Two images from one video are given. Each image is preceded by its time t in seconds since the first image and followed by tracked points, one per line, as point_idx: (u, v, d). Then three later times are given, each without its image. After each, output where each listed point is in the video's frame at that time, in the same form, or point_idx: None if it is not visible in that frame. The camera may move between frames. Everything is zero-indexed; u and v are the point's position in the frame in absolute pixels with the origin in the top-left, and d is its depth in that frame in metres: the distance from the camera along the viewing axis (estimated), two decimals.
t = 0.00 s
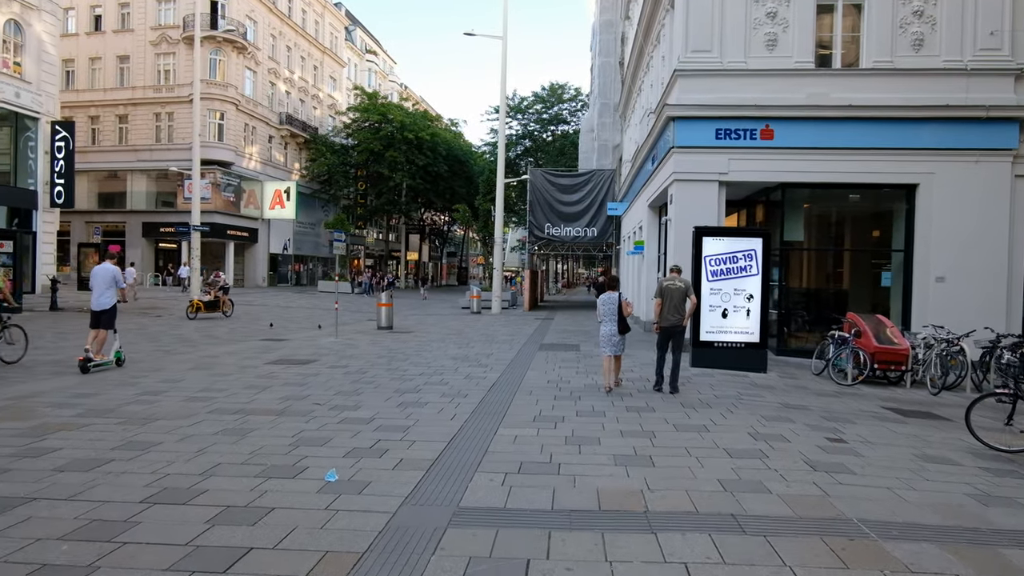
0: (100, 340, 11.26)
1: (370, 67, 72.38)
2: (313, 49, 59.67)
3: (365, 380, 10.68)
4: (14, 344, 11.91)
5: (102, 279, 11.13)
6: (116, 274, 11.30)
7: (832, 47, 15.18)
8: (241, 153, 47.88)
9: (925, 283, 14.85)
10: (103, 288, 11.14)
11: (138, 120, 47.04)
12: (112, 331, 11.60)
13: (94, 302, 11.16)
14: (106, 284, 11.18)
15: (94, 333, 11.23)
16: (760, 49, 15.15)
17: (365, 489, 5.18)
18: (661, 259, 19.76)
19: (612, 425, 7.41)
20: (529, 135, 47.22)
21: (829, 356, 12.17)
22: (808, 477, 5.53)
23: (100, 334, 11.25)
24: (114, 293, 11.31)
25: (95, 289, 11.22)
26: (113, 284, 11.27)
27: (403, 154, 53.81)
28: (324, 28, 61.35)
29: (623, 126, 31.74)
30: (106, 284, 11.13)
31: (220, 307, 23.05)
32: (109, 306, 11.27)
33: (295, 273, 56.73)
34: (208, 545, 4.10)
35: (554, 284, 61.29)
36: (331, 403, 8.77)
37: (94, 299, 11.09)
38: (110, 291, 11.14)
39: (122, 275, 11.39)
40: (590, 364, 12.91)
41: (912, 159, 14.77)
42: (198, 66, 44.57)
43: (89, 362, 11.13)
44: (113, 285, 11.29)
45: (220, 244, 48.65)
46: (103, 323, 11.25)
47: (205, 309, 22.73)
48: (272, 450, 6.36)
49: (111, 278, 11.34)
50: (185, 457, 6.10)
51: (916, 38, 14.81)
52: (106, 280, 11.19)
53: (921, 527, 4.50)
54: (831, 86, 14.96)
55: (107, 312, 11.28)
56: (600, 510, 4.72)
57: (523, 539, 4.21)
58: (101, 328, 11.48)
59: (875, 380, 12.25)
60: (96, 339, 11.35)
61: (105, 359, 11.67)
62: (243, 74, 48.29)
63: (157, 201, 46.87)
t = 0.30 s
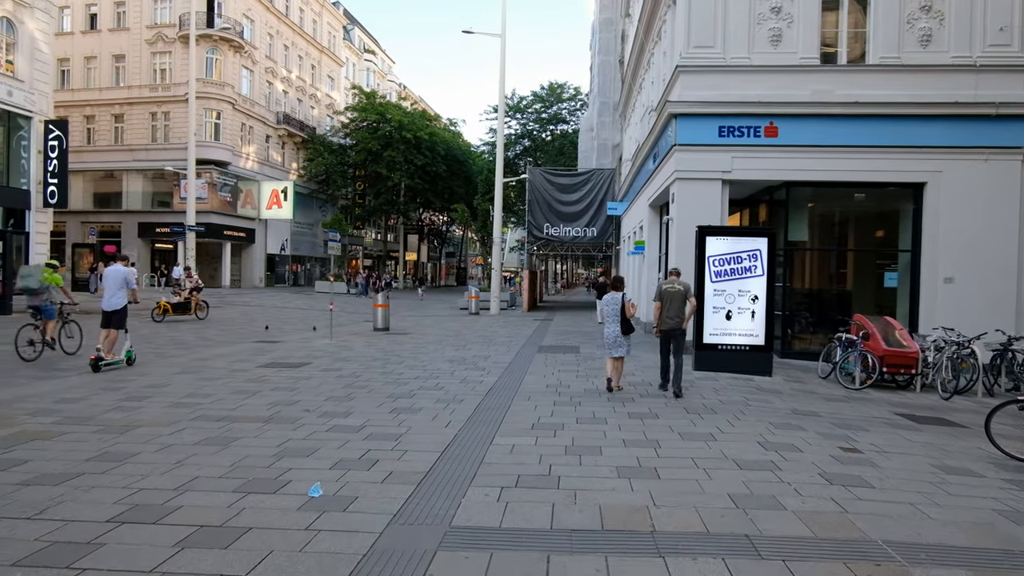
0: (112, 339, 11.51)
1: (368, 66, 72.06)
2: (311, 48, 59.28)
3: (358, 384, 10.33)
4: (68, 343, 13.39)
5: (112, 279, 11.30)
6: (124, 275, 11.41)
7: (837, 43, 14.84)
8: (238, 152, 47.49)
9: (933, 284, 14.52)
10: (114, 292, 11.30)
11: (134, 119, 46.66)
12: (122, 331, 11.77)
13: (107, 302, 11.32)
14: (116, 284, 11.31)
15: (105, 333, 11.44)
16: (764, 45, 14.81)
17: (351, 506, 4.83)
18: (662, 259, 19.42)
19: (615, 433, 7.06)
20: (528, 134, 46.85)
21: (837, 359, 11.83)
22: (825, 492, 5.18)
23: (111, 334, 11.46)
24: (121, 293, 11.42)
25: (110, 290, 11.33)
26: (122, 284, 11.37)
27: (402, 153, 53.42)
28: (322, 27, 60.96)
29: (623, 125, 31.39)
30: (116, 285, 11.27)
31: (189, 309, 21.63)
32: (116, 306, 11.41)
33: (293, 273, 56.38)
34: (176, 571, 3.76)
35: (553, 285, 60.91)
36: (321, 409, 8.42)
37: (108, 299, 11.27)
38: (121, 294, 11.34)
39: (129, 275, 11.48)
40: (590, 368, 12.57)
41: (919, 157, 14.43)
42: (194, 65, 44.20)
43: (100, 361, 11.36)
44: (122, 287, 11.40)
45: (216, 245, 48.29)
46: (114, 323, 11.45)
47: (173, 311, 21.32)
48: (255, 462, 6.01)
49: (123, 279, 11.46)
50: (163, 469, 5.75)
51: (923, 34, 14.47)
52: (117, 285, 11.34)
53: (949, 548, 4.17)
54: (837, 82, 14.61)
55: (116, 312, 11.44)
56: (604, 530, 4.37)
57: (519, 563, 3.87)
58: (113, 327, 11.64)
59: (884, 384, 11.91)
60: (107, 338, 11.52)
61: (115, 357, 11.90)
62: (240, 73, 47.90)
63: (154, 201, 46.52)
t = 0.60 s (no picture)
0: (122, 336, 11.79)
1: (366, 65, 71.63)
2: (308, 46, 58.85)
3: (349, 387, 9.93)
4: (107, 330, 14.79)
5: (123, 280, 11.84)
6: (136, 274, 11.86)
7: (844, 35, 14.46)
8: (234, 150, 47.05)
9: (942, 282, 14.14)
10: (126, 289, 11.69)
11: (129, 117, 46.20)
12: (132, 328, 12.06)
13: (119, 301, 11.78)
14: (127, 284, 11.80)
15: (115, 331, 11.76)
16: (768, 37, 14.42)
17: (330, 523, 4.45)
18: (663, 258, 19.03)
19: (615, 439, 6.68)
20: (527, 133, 46.43)
21: (844, 360, 11.47)
22: (843, 506, 4.81)
23: (121, 331, 11.78)
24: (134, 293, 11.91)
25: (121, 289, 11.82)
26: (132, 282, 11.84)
27: (400, 152, 52.98)
28: (319, 24, 60.50)
29: (622, 122, 31.01)
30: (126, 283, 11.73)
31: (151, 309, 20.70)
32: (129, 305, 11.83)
33: (290, 273, 56.00)
34: None
35: (553, 284, 60.50)
36: (308, 413, 8.02)
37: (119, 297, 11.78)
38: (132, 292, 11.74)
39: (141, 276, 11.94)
40: (590, 369, 12.18)
41: (927, 152, 14.05)
42: (190, 63, 43.79)
43: (110, 358, 11.60)
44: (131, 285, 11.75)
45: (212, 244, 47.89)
46: (124, 321, 11.80)
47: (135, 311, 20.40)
48: (231, 472, 5.61)
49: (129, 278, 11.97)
50: (131, 481, 5.35)
51: (931, 25, 14.09)
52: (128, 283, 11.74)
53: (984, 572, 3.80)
54: (843, 75, 14.23)
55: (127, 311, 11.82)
56: (606, 552, 3.98)
57: None
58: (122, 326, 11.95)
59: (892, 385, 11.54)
60: (116, 335, 11.82)
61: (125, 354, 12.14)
62: (236, 71, 47.46)
63: (149, 200, 46.13)
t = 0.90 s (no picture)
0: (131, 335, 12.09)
1: (363, 63, 71.29)
2: (304, 45, 58.45)
3: (338, 392, 9.56)
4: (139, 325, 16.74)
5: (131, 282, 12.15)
6: (144, 275, 12.34)
7: (848, 30, 14.12)
8: (229, 149, 46.61)
9: (949, 283, 13.79)
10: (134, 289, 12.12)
11: (123, 116, 45.76)
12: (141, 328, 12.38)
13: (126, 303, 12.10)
14: (136, 285, 12.29)
15: (124, 331, 12.12)
16: (771, 31, 14.06)
17: (308, 548, 4.07)
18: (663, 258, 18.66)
19: (616, 450, 6.31)
20: (525, 132, 46.07)
21: (852, 364, 11.15)
22: (866, 528, 4.44)
23: (130, 331, 12.10)
24: (144, 294, 12.37)
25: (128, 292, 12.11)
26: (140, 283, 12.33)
27: (397, 151, 52.61)
28: (315, 23, 60.09)
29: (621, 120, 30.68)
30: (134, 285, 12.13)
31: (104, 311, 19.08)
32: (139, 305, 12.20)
33: (286, 273, 55.61)
34: None
35: (551, 285, 60.12)
36: (294, 421, 7.64)
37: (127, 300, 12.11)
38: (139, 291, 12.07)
39: (152, 277, 12.43)
40: (589, 372, 11.80)
41: (935, 149, 13.70)
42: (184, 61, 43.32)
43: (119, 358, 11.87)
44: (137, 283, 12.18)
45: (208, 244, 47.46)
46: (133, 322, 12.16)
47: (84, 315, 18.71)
48: (205, 488, 5.22)
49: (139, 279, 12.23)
50: (97, 498, 4.96)
51: (939, 20, 13.74)
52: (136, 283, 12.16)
53: None
54: (848, 71, 13.87)
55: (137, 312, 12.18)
56: None
57: None
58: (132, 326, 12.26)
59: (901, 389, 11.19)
60: (125, 335, 12.16)
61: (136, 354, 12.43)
62: (231, 69, 47.02)
63: (144, 200, 45.70)
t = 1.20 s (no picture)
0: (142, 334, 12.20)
1: (360, 62, 70.91)
2: (301, 42, 58.08)
3: (329, 395, 9.18)
4: (173, 323, 18.35)
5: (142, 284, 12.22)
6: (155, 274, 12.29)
7: (855, 21, 13.75)
8: (225, 147, 46.18)
9: (958, 282, 13.45)
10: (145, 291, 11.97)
11: (117, 114, 45.30)
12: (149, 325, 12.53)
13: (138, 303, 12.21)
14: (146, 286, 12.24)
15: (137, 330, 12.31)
16: (776, 23, 13.69)
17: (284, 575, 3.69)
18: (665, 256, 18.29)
19: (619, 460, 5.93)
20: (523, 130, 45.72)
21: (862, 364, 10.77)
22: (894, 548, 4.07)
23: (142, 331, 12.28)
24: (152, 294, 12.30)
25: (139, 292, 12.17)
26: (154, 283, 12.43)
27: (394, 150, 52.23)
28: (312, 20, 59.68)
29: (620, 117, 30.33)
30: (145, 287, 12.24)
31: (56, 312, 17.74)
32: (151, 304, 12.15)
33: (282, 272, 55.20)
34: None
35: (549, 284, 59.76)
36: (281, 428, 7.26)
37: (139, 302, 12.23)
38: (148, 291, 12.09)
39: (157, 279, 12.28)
40: (589, 374, 11.43)
41: (945, 144, 13.34)
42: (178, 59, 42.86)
43: (131, 356, 12.07)
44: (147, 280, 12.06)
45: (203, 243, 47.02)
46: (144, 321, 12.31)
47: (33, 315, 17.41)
48: (178, 503, 4.84)
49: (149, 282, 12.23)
50: (60, 516, 4.58)
51: (948, 11, 13.38)
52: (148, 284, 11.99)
53: None
54: (856, 63, 13.50)
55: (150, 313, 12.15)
56: None
57: None
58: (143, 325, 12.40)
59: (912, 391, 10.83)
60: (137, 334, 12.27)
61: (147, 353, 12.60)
62: (227, 67, 46.59)
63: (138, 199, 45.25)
